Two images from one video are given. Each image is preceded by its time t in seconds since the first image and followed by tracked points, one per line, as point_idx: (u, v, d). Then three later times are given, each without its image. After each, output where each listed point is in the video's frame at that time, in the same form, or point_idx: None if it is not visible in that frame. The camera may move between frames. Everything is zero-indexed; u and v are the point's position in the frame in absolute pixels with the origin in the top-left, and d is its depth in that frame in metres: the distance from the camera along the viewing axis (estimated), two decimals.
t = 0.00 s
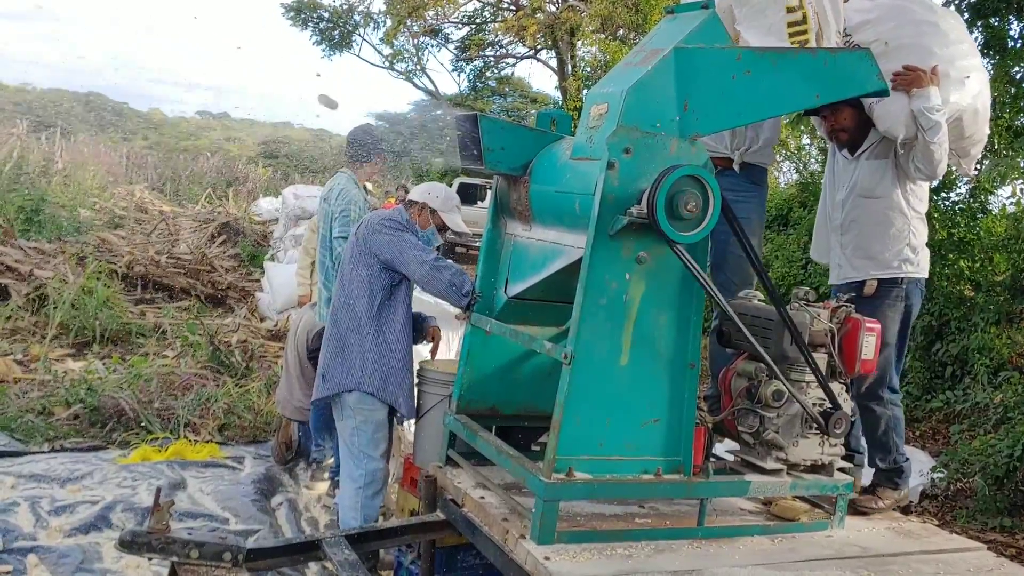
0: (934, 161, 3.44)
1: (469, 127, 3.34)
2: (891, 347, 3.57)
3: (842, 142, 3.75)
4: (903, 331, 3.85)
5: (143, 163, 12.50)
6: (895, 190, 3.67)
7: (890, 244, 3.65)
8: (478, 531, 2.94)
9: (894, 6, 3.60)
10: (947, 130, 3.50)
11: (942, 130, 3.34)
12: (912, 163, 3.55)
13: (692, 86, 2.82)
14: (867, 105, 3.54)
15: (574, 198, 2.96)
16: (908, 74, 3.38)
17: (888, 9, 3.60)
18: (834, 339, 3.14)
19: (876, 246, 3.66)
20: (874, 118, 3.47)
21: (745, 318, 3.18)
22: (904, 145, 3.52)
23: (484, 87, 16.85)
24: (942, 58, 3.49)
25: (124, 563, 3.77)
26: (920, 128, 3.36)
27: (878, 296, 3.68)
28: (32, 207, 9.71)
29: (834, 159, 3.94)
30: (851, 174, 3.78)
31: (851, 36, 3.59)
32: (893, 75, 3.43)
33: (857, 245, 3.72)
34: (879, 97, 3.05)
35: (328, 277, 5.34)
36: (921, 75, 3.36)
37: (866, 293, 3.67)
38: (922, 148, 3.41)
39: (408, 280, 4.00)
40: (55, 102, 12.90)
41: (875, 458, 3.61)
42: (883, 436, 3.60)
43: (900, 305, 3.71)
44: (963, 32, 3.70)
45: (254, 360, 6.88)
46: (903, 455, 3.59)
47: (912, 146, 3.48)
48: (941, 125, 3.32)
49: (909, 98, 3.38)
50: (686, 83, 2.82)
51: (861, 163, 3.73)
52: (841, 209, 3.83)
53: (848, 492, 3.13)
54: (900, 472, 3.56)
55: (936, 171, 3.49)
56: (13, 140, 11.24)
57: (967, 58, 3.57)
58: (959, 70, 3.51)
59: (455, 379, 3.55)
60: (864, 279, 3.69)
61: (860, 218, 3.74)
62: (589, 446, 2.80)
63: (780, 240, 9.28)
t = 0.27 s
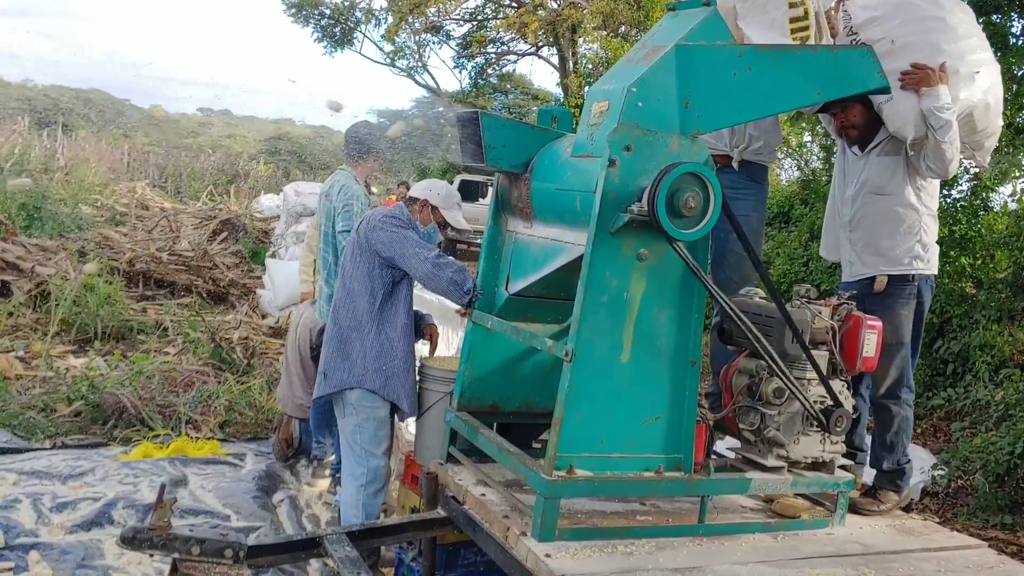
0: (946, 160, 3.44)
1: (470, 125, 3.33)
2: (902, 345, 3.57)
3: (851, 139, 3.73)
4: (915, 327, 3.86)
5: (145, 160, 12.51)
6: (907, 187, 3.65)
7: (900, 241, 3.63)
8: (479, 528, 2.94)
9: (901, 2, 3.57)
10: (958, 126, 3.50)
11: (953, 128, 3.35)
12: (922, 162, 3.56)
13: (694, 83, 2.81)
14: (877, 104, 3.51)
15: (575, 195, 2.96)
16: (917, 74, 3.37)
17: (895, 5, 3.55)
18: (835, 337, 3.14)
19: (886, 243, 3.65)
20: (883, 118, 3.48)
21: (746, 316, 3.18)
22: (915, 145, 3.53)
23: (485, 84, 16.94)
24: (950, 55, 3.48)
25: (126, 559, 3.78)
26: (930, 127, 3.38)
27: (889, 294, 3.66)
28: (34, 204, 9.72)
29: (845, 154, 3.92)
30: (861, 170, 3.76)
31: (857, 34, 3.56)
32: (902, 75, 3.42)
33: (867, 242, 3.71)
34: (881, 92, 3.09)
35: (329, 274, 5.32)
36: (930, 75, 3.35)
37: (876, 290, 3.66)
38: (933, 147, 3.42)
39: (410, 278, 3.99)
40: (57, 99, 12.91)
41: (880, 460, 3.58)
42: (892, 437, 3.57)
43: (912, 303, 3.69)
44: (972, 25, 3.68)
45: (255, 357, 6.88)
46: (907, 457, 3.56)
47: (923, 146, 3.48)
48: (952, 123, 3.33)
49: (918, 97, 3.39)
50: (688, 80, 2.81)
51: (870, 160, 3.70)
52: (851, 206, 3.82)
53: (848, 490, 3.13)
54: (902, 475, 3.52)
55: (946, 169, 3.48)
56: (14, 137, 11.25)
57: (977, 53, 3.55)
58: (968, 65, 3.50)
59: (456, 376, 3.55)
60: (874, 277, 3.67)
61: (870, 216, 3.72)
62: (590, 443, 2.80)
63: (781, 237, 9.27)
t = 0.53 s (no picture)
0: (950, 159, 3.44)
1: (471, 124, 3.33)
2: (906, 343, 3.55)
3: (854, 136, 3.72)
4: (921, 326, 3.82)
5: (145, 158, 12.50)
6: (908, 185, 3.66)
7: (901, 237, 3.62)
8: (479, 527, 2.95)
9: None
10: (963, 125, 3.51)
11: (956, 126, 3.35)
12: (926, 161, 3.56)
13: (694, 82, 2.81)
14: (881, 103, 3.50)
15: (576, 194, 2.95)
16: (922, 72, 3.36)
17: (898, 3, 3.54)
18: (835, 336, 3.14)
19: (887, 240, 3.64)
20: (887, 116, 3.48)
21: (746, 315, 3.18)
22: (919, 143, 3.53)
23: (487, 83, 17.01)
24: (955, 52, 3.48)
25: (126, 558, 3.78)
26: (934, 126, 3.37)
27: (890, 292, 3.64)
28: (34, 202, 9.72)
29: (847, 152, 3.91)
30: (863, 168, 3.76)
31: (861, 31, 3.53)
32: (907, 73, 3.41)
33: (867, 239, 3.71)
34: (883, 91, 3.12)
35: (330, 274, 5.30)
36: (936, 73, 3.34)
37: (876, 287, 3.66)
38: (937, 146, 3.42)
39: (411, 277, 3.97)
40: (58, 97, 12.90)
41: (882, 456, 3.56)
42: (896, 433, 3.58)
43: (914, 300, 3.65)
44: (977, 23, 3.68)
45: (256, 356, 6.88)
46: (909, 455, 3.56)
47: (927, 145, 3.49)
48: (956, 122, 3.33)
49: (923, 96, 3.38)
50: (689, 79, 2.81)
51: (874, 158, 3.71)
52: (853, 203, 3.82)
53: (849, 489, 3.13)
54: (902, 474, 3.52)
55: (949, 168, 3.48)
56: (15, 136, 11.24)
57: (982, 50, 3.55)
58: (973, 63, 3.50)
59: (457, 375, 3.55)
60: (874, 273, 3.67)
61: (872, 213, 3.72)
62: (591, 442, 2.80)
63: (782, 236, 9.27)
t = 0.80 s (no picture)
0: (946, 157, 3.42)
1: (470, 124, 3.33)
2: (908, 344, 3.55)
3: (853, 135, 3.72)
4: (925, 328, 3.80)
5: (144, 158, 12.49)
6: (907, 184, 3.64)
7: (901, 237, 3.62)
8: (478, 528, 2.95)
9: None
10: (960, 123, 3.50)
11: (954, 125, 3.32)
12: (923, 159, 3.55)
13: (693, 83, 2.81)
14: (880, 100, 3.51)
15: (575, 195, 2.95)
16: (919, 69, 3.37)
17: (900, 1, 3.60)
18: (835, 336, 3.14)
19: (887, 240, 3.64)
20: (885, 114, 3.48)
21: (746, 315, 3.18)
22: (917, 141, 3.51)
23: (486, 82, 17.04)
24: (953, 51, 3.48)
25: (125, 558, 3.77)
26: (930, 123, 3.35)
27: (891, 293, 3.64)
28: (33, 202, 9.71)
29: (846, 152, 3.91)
30: (862, 168, 3.75)
31: (862, 29, 3.63)
32: (904, 71, 3.42)
33: (867, 239, 3.70)
34: (883, 92, 3.10)
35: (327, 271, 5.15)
36: (932, 69, 3.35)
37: (876, 288, 3.65)
38: (934, 144, 3.39)
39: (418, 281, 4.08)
40: (57, 97, 12.88)
41: (884, 455, 3.57)
42: (897, 433, 3.58)
43: (915, 301, 3.65)
44: (977, 23, 3.68)
45: (256, 356, 6.88)
46: (909, 455, 3.56)
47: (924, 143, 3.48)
48: (952, 119, 3.29)
49: (920, 92, 3.37)
50: (687, 79, 2.81)
51: (873, 158, 3.70)
52: (852, 203, 3.81)
53: (848, 489, 3.13)
54: (902, 475, 3.52)
55: (948, 168, 3.47)
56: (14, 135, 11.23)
57: (981, 49, 3.54)
58: (972, 61, 3.49)
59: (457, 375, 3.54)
60: (874, 274, 3.66)
61: (872, 213, 3.71)
62: (590, 442, 2.80)
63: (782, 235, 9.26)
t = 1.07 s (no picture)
0: (944, 156, 3.43)
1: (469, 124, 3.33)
2: (908, 344, 3.55)
3: (851, 134, 3.69)
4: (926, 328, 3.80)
5: (144, 158, 12.50)
6: (906, 184, 3.65)
7: (900, 237, 3.63)
8: (476, 528, 2.95)
9: None
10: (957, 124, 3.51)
11: (950, 127, 3.34)
12: (921, 159, 3.56)
13: (693, 84, 2.82)
14: (877, 101, 3.48)
15: (574, 196, 2.96)
16: (916, 70, 3.36)
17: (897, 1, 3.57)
18: (834, 336, 3.14)
19: (886, 240, 3.64)
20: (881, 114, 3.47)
21: (744, 316, 3.18)
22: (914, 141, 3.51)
23: (485, 82, 17.09)
24: (950, 51, 3.49)
25: (124, 559, 3.77)
26: (927, 124, 3.36)
27: (890, 294, 3.65)
28: (33, 202, 9.70)
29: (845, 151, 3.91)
30: (860, 167, 3.75)
31: (861, 30, 3.57)
32: (901, 72, 3.41)
33: (866, 240, 3.71)
34: (881, 92, 3.11)
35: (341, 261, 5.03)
36: (929, 70, 3.33)
37: (876, 288, 3.65)
38: (931, 144, 3.41)
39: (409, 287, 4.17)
40: (56, 97, 12.88)
41: (883, 456, 3.58)
42: (897, 433, 3.59)
43: (915, 301, 3.66)
44: (976, 23, 3.68)
45: (255, 356, 6.88)
46: (908, 455, 3.57)
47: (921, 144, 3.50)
48: (948, 120, 3.31)
49: (916, 94, 3.37)
50: (686, 79, 2.81)
51: (871, 158, 3.70)
52: (851, 203, 3.81)
53: (846, 489, 3.14)
54: (901, 475, 3.52)
55: (946, 168, 3.48)
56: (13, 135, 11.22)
57: (979, 50, 3.55)
58: (969, 62, 3.50)
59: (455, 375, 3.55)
60: (873, 274, 3.67)
61: (870, 213, 3.71)
62: (589, 443, 2.80)
63: (781, 235, 9.26)
